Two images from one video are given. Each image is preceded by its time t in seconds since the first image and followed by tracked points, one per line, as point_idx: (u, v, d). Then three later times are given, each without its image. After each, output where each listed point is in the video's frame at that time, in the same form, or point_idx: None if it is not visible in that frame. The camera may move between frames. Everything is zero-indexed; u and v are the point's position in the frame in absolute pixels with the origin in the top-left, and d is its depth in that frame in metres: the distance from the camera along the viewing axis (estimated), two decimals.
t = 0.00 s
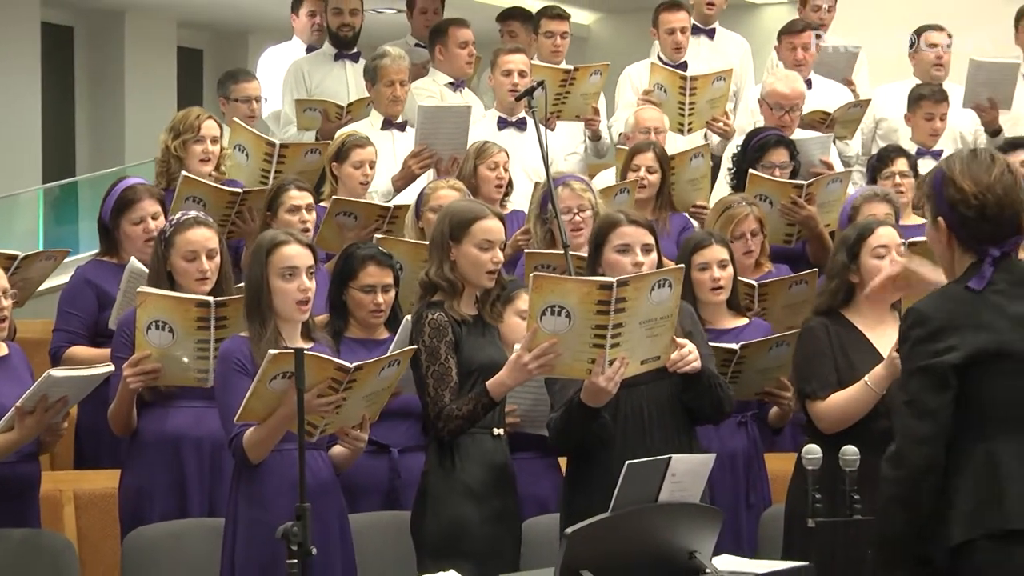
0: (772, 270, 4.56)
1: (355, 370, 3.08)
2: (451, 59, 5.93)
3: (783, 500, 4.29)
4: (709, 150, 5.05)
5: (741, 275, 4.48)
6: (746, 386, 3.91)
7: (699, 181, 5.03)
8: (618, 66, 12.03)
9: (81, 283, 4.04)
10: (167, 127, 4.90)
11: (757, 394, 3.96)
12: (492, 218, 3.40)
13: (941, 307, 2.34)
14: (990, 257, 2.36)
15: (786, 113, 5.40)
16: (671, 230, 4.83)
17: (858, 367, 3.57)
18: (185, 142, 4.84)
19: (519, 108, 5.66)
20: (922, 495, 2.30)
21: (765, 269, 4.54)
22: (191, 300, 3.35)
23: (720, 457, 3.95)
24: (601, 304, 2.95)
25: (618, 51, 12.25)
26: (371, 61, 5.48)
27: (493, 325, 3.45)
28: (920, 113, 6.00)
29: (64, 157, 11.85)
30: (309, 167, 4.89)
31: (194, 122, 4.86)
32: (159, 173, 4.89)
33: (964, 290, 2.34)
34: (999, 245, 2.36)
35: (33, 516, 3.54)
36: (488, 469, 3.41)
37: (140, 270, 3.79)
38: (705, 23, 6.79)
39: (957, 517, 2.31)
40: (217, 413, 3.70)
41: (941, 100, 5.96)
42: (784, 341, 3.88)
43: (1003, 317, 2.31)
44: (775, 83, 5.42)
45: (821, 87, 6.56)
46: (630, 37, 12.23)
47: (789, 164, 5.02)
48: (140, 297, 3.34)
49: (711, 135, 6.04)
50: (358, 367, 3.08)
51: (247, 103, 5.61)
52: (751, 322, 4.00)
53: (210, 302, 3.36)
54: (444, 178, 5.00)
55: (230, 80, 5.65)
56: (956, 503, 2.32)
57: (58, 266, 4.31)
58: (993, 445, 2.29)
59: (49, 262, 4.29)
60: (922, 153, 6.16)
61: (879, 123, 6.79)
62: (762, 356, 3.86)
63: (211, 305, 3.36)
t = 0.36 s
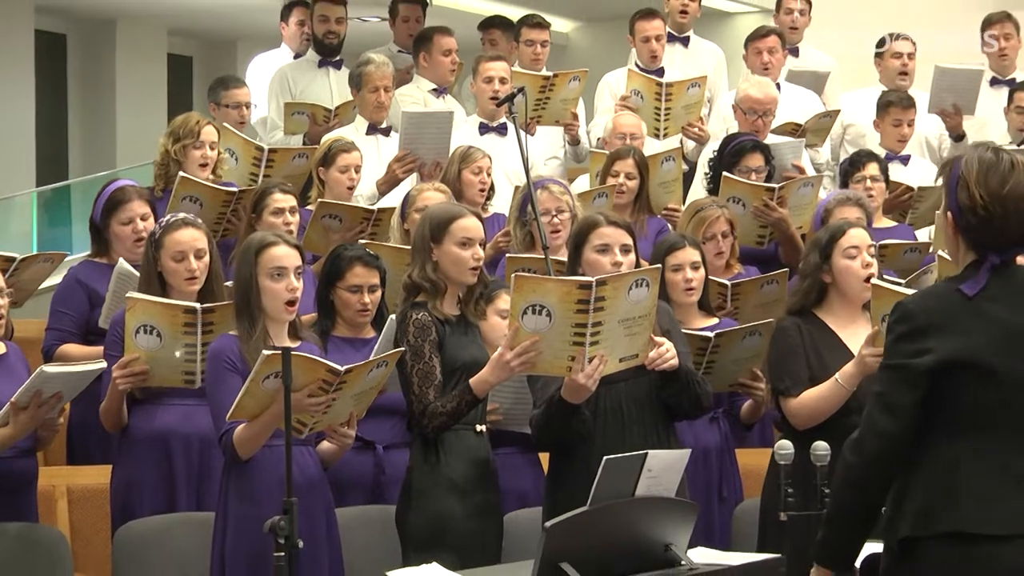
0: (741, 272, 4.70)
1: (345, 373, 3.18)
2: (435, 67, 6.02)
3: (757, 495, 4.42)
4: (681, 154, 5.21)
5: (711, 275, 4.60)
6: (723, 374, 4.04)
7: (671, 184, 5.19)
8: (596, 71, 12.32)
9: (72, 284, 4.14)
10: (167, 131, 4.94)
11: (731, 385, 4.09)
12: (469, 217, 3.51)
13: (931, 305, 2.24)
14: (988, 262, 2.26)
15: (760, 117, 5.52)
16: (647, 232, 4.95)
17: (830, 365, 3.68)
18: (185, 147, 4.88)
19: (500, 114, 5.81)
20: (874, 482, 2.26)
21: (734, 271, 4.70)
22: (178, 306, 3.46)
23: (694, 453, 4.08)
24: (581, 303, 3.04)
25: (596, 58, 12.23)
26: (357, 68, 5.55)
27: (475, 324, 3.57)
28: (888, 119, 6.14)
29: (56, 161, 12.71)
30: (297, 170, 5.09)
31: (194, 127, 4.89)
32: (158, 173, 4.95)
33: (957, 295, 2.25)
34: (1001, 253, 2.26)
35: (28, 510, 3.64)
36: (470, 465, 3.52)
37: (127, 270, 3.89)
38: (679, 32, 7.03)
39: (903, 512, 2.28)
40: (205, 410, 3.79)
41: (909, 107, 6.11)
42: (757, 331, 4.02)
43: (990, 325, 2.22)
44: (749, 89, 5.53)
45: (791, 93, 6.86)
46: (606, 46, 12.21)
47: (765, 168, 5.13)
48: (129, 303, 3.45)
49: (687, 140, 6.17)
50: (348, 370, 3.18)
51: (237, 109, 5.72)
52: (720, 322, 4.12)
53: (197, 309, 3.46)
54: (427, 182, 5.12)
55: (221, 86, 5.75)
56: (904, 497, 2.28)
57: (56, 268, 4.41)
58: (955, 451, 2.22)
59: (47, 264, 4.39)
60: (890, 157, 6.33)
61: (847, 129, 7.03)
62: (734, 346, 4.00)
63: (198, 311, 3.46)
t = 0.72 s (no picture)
0: (712, 272, 4.81)
1: (330, 371, 3.28)
2: (417, 72, 6.14)
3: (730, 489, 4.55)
4: (660, 159, 5.28)
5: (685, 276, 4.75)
6: (695, 368, 4.17)
7: (650, 188, 5.28)
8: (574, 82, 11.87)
9: (64, 284, 4.23)
10: (165, 135, 4.99)
11: (704, 376, 4.22)
12: (450, 218, 3.62)
13: (923, 300, 2.25)
14: (993, 261, 2.27)
15: (732, 122, 5.65)
16: (623, 234, 5.05)
17: (801, 363, 3.79)
18: (182, 150, 4.94)
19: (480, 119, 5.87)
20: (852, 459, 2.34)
21: (705, 272, 4.80)
22: (163, 307, 3.55)
23: (669, 448, 4.19)
24: (559, 303, 3.15)
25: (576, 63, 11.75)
26: (341, 73, 5.67)
27: (456, 323, 3.67)
28: (859, 124, 6.31)
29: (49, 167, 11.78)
30: (283, 173, 5.17)
31: (191, 131, 4.95)
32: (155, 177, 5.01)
33: (958, 293, 2.25)
34: (1005, 251, 2.27)
35: (19, 504, 3.72)
36: (452, 460, 3.63)
37: (122, 271, 3.99)
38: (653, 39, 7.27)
39: (887, 498, 2.32)
40: (192, 408, 3.89)
41: (878, 112, 6.28)
42: (729, 325, 4.13)
43: (981, 324, 2.23)
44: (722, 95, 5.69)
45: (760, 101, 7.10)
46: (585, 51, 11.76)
47: (740, 172, 5.24)
48: (115, 305, 3.53)
49: (662, 144, 6.32)
50: (333, 368, 3.28)
51: (226, 113, 5.80)
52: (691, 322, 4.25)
53: (182, 310, 3.55)
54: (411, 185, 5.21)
55: (210, 91, 5.84)
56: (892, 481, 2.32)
57: (47, 265, 4.50)
58: (937, 444, 2.24)
59: (38, 261, 4.46)
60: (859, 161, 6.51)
61: (815, 134, 7.34)
62: (709, 339, 4.12)
63: (183, 313, 3.55)
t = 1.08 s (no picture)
0: (684, 273, 4.95)
1: (316, 367, 3.40)
2: (397, 79, 6.25)
3: (700, 484, 4.68)
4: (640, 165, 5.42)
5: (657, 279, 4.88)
6: (666, 364, 4.31)
7: (630, 194, 5.40)
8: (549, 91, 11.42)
9: (53, 284, 4.34)
10: (156, 141, 5.11)
11: (676, 371, 4.35)
12: (430, 221, 3.75)
13: (903, 299, 2.45)
14: (975, 263, 2.45)
15: (704, 125, 5.82)
16: (596, 235, 5.17)
17: (770, 361, 3.92)
18: (173, 154, 5.05)
19: (459, 124, 6.04)
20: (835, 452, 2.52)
21: (677, 273, 4.94)
22: (156, 306, 3.66)
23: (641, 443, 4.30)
24: (534, 304, 3.26)
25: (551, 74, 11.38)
26: (324, 80, 5.79)
27: (435, 324, 3.78)
28: (827, 130, 6.50)
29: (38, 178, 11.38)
30: (267, 176, 5.24)
31: (182, 136, 5.08)
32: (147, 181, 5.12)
33: (940, 294, 2.44)
34: (987, 254, 2.44)
35: (9, 498, 3.82)
36: (431, 455, 3.74)
37: (110, 271, 4.10)
38: (625, 46, 7.55)
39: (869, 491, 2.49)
40: (180, 406, 4.00)
41: (846, 118, 6.48)
42: (699, 319, 4.29)
43: (956, 325, 2.42)
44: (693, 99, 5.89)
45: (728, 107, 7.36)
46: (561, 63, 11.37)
47: (713, 175, 5.38)
48: (109, 303, 3.63)
49: (635, 148, 6.49)
50: (319, 364, 3.39)
51: (211, 118, 5.91)
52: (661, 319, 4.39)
53: (174, 308, 3.67)
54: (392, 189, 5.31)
55: (196, 96, 5.94)
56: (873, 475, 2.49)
57: (40, 265, 4.59)
58: (910, 437, 2.45)
59: (31, 259, 4.56)
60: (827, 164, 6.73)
61: (782, 140, 7.60)
62: (680, 334, 4.27)
63: (175, 311, 3.67)
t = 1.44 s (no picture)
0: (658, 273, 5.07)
1: (294, 357, 3.51)
2: (373, 84, 6.44)
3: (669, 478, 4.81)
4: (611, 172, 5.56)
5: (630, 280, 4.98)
6: (632, 362, 4.42)
7: (602, 200, 5.55)
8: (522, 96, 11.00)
9: (36, 285, 4.44)
10: (138, 145, 5.22)
11: (642, 368, 4.46)
12: (405, 223, 3.87)
13: (865, 298, 2.55)
14: (934, 266, 2.56)
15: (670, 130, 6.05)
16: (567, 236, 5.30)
17: (736, 359, 4.03)
18: (154, 158, 5.16)
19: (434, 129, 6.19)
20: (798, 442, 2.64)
21: (651, 273, 5.06)
22: (143, 307, 3.76)
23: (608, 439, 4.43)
24: (505, 303, 3.37)
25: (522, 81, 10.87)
26: (302, 86, 5.92)
27: (411, 322, 3.89)
28: (792, 135, 6.67)
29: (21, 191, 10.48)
30: (249, 177, 5.31)
31: (162, 140, 5.18)
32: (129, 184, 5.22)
33: (900, 295, 2.56)
34: (946, 258, 2.56)
35: None
36: (405, 450, 3.85)
37: (89, 270, 4.18)
38: (595, 53, 7.74)
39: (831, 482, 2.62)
40: (160, 403, 4.10)
41: (810, 124, 6.66)
42: (665, 318, 4.41)
43: (915, 326, 2.53)
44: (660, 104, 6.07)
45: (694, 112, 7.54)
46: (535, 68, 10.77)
47: (682, 178, 5.51)
48: (96, 305, 3.73)
49: (605, 152, 6.63)
50: (296, 354, 3.51)
51: (193, 123, 6.01)
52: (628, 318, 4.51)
53: (160, 310, 3.76)
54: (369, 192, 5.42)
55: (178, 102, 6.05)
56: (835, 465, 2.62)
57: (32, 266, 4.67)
58: (869, 432, 2.57)
59: (22, 262, 4.60)
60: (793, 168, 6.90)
61: (748, 144, 7.75)
62: (646, 332, 4.38)
63: (161, 312, 3.76)
